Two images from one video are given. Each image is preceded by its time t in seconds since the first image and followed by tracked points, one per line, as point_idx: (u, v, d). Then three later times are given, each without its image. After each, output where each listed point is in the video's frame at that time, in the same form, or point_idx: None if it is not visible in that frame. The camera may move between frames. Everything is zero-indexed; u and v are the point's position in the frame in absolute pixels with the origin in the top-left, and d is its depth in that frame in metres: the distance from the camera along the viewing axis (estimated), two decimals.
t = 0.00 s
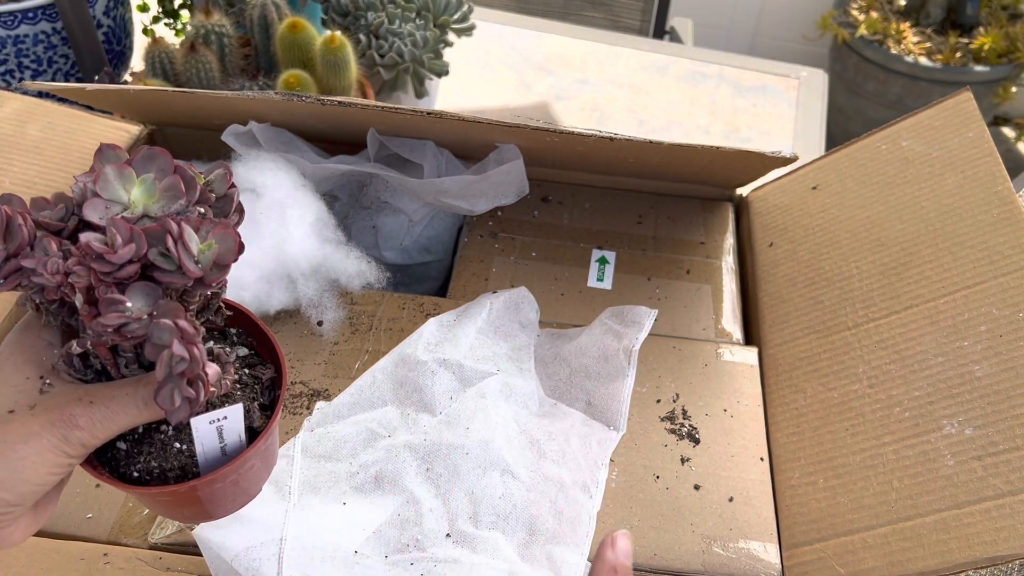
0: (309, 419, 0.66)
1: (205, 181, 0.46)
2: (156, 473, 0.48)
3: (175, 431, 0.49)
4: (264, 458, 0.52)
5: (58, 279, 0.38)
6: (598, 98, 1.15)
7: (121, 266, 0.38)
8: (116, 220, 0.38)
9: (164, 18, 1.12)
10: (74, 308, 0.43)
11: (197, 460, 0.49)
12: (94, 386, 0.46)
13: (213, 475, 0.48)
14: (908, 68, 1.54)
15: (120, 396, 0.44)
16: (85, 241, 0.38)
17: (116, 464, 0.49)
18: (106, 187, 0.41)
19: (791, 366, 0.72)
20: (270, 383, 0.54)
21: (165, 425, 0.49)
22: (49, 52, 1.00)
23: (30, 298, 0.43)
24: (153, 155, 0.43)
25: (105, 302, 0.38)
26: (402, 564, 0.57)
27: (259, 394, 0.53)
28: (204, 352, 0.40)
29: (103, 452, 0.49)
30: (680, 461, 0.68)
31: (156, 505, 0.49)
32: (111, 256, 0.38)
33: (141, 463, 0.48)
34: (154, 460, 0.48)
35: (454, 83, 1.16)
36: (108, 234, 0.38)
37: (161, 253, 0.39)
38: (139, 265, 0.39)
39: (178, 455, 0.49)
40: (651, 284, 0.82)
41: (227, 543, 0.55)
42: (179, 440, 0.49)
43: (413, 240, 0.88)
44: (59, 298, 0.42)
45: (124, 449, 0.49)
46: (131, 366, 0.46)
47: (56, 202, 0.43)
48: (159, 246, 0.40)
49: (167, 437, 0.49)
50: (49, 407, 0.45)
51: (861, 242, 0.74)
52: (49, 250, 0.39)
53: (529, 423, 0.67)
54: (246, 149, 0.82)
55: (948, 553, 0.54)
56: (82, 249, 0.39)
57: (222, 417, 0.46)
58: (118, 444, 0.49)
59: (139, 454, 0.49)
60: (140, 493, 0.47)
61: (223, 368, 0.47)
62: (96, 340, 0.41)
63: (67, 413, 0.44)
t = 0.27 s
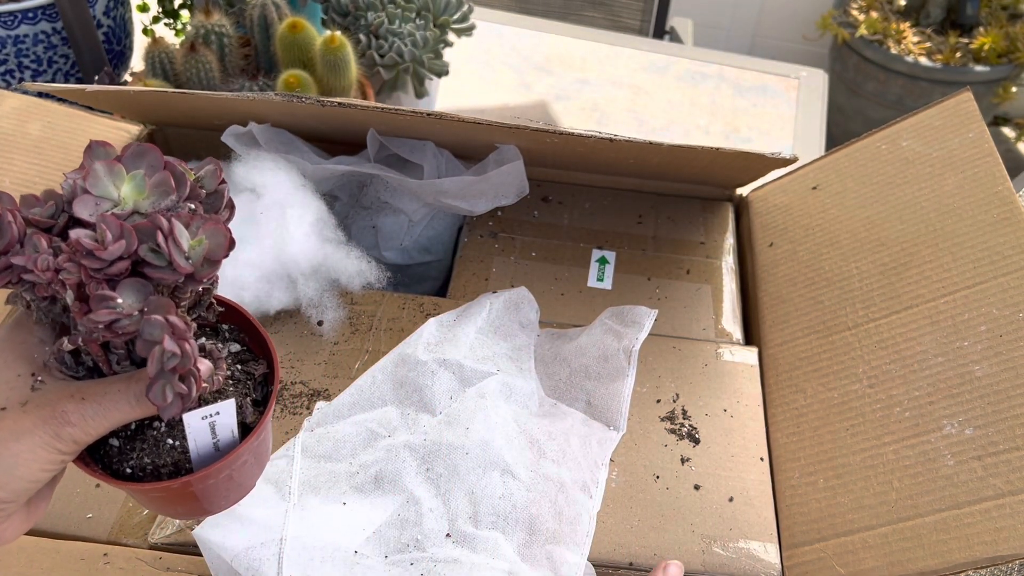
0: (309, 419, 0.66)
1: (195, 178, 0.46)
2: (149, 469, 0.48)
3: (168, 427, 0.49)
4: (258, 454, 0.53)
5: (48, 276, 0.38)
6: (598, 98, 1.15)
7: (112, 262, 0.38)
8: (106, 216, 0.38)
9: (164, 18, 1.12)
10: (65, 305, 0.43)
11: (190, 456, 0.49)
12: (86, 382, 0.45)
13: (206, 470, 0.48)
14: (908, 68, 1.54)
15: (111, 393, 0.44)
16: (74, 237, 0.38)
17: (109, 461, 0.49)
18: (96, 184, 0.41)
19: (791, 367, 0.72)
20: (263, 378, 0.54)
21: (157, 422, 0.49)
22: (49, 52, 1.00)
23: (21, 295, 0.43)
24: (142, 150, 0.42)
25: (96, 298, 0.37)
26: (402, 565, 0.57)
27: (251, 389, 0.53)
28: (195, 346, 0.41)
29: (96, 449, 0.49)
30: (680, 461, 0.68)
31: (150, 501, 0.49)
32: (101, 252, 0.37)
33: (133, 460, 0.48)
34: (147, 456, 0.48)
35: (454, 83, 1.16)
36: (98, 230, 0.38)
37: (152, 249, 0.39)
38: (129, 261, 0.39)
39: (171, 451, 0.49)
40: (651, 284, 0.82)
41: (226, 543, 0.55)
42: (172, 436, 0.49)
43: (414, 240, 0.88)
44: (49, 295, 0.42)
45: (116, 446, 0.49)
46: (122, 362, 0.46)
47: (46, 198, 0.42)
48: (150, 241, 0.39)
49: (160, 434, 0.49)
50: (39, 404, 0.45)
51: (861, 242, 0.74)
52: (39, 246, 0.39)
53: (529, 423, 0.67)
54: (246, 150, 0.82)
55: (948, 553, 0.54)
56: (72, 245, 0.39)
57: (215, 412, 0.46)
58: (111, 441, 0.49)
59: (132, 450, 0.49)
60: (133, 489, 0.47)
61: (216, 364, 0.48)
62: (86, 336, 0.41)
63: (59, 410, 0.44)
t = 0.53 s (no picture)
0: (309, 419, 0.66)
1: (187, 163, 0.47)
2: (144, 454, 0.50)
3: (162, 413, 0.51)
4: (250, 438, 0.55)
5: (41, 260, 0.39)
6: (598, 98, 1.15)
7: (104, 247, 0.39)
8: (99, 200, 0.39)
9: (164, 18, 1.12)
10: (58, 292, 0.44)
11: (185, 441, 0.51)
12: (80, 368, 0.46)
13: (201, 455, 0.50)
14: (908, 68, 1.54)
15: (105, 377, 0.44)
16: (67, 221, 0.38)
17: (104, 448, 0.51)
18: (88, 168, 0.42)
19: (791, 367, 0.72)
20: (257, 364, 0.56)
21: (152, 408, 0.51)
22: (49, 52, 1.00)
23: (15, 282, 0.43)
24: (133, 136, 0.44)
25: (89, 282, 0.38)
26: (402, 565, 0.57)
27: (246, 374, 0.55)
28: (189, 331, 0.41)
29: (92, 435, 0.51)
30: (680, 461, 0.68)
31: (145, 486, 0.51)
32: (93, 236, 0.38)
33: (129, 446, 0.50)
34: (142, 442, 0.50)
35: (454, 83, 1.16)
36: (90, 215, 0.39)
37: (144, 233, 0.40)
38: (122, 245, 0.39)
39: (166, 436, 0.51)
40: (651, 284, 0.82)
41: (227, 542, 0.55)
42: (166, 422, 0.51)
43: (414, 240, 0.88)
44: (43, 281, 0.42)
45: (112, 432, 0.51)
46: (116, 347, 0.46)
47: (38, 185, 0.43)
48: (142, 226, 0.40)
49: (154, 420, 0.51)
50: (33, 390, 0.46)
51: (861, 242, 0.74)
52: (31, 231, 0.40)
53: (529, 423, 0.67)
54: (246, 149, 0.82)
55: (948, 553, 0.54)
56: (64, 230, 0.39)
57: (208, 397, 0.47)
58: (107, 427, 0.51)
59: (127, 436, 0.50)
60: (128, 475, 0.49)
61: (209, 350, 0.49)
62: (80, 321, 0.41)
63: (53, 396, 0.45)
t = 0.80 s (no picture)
0: (309, 417, 0.65)
1: (176, 155, 0.47)
2: (137, 448, 0.50)
3: (155, 407, 0.51)
4: (243, 431, 0.55)
5: (29, 254, 0.39)
6: (598, 98, 1.15)
7: (92, 240, 0.39)
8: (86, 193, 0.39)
9: (164, 18, 1.12)
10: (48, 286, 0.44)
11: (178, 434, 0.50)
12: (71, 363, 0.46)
13: (194, 448, 0.50)
14: (908, 68, 1.54)
15: (97, 370, 0.45)
16: (54, 214, 0.38)
17: (97, 444, 0.50)
18: (76, 160, 0.42)
19: (791, 366, 0.72)
20: (250, 356, 0.56)
21: (145, 402, 0.51)
22: (49, 52, 1.00)
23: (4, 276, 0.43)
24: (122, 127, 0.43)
25: (77, 275, 0.38)
26: (404, 570, 0.57)
27: (239, 367, 0.54)
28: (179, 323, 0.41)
29: (83, 429, 0.51)
30: (680, 461, 0.68)
31: (139, 480, 0.51)
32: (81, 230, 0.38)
33: (121, 440, 0.50)
34: (134, 436, 0.50)
35: (454, 83, 1.16)
36: (78, 208, 0.39)
37: (133, 226, 0.40)
38: (110, 238, 0.40)
39: (159, 430, 0.50)
40: (651, 284, 0.82)
41: (229, 546, 0.54)
42: (159, 415, 0.51)
43: (413, 240, 0.88)
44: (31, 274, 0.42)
45: (104, 426, 0.50)
46: (107, 341, 0.46)
47: (25, 177, 0.43)
48: (131, 218, 0.40)
49: (147, 413, 0.51)
50: (24, 384, 0.46)
51: (861, 242, 0.74)
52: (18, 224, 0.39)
53: (533, 426, 0.67)
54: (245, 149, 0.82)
55: (948, 553, 0.54)
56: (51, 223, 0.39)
57: (201, 390, 0.47)
58: (98, 421, 0.51)
59: (119, 430, 0.50)
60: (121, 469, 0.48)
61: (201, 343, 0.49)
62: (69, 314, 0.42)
63: (43, 390, 0.45)
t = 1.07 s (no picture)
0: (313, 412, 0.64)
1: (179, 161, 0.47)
2: (141, 450, 0.50)
3: (159, 409, 0.51)
4: (246, 432, 0.54)
5: (35, 257, 0.38)
6: (598, 98, 1.15)
7: (97, 242, 0.39)
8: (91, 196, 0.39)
9: (164, 18, 1.12)
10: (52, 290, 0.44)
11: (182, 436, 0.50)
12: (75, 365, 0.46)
13: (197, 449, 0.49)
14: (908, 68, 1.54)
15: (102, 373, 0.45)
16: (60, 218, 0.38)
17: (100, 443, 0.50)
18: (81, 167, 0.42)
19: (791, 366, 0.72)
20: (252, 359, 0.56)
21: (149, 404, 0.51)
22: (49, 52, 1.00)
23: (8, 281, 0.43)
24: (126, 134, 0.43)
25: (83, 277, 0.38)
26: (403, 568, 0.57)
27: (242, 369, 0.55)
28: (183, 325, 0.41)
29: (88, 432, 0.51)
30: (680, 461, 0.68)
31: (142, 481, 0.51)
32: (87, 232, 0.38)
33: (125, 442, 0.50)
34: (138, 438, 0.50)
35: (454, 83, 1.16)
36: (83, 211, 0.39)
37: (137, 228, 0.40)
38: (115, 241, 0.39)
39: (162, 432, 0.50)
40: (651, 284, 0.82)
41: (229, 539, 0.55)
42: (162, 417, 0.50)
43: (414, 240, 0.88)
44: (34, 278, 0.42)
45: (108, 429, 0.50)
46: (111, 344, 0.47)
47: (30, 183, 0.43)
48: (135, 222, 0.40)
49: (150, 415, 0.50)
50: (29, 386, 0.46)
51: (861, 242, 0.74)
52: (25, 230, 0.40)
53: (535, 425, 0.67)
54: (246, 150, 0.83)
55: (948, 553, 0.54)
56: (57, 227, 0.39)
57: (204, 391, 0.47)
58: (103, 424, 0.51)
59: (124, 432, 0.50)
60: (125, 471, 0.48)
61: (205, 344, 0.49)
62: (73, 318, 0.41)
63: (49, 392, 0.45)
